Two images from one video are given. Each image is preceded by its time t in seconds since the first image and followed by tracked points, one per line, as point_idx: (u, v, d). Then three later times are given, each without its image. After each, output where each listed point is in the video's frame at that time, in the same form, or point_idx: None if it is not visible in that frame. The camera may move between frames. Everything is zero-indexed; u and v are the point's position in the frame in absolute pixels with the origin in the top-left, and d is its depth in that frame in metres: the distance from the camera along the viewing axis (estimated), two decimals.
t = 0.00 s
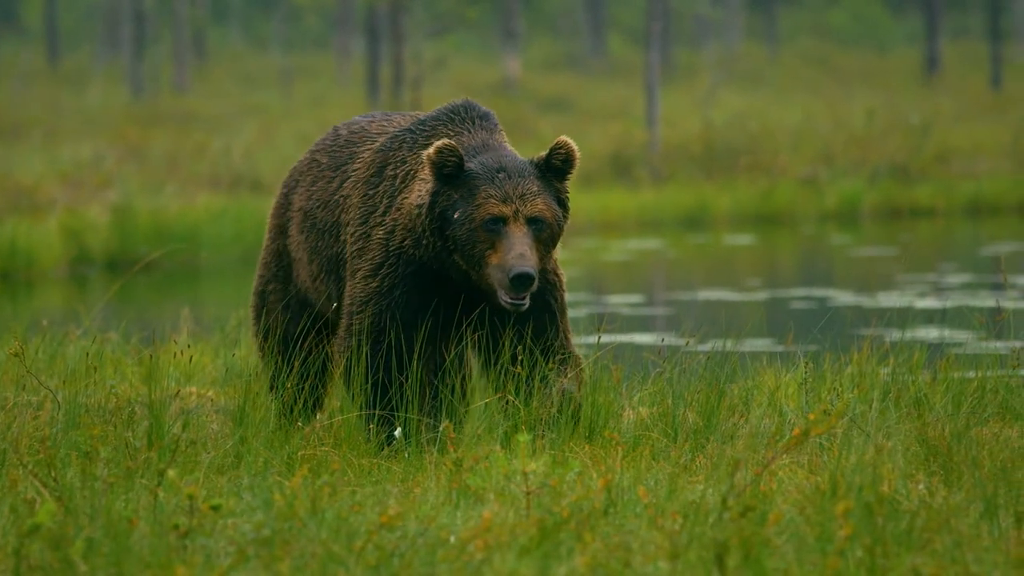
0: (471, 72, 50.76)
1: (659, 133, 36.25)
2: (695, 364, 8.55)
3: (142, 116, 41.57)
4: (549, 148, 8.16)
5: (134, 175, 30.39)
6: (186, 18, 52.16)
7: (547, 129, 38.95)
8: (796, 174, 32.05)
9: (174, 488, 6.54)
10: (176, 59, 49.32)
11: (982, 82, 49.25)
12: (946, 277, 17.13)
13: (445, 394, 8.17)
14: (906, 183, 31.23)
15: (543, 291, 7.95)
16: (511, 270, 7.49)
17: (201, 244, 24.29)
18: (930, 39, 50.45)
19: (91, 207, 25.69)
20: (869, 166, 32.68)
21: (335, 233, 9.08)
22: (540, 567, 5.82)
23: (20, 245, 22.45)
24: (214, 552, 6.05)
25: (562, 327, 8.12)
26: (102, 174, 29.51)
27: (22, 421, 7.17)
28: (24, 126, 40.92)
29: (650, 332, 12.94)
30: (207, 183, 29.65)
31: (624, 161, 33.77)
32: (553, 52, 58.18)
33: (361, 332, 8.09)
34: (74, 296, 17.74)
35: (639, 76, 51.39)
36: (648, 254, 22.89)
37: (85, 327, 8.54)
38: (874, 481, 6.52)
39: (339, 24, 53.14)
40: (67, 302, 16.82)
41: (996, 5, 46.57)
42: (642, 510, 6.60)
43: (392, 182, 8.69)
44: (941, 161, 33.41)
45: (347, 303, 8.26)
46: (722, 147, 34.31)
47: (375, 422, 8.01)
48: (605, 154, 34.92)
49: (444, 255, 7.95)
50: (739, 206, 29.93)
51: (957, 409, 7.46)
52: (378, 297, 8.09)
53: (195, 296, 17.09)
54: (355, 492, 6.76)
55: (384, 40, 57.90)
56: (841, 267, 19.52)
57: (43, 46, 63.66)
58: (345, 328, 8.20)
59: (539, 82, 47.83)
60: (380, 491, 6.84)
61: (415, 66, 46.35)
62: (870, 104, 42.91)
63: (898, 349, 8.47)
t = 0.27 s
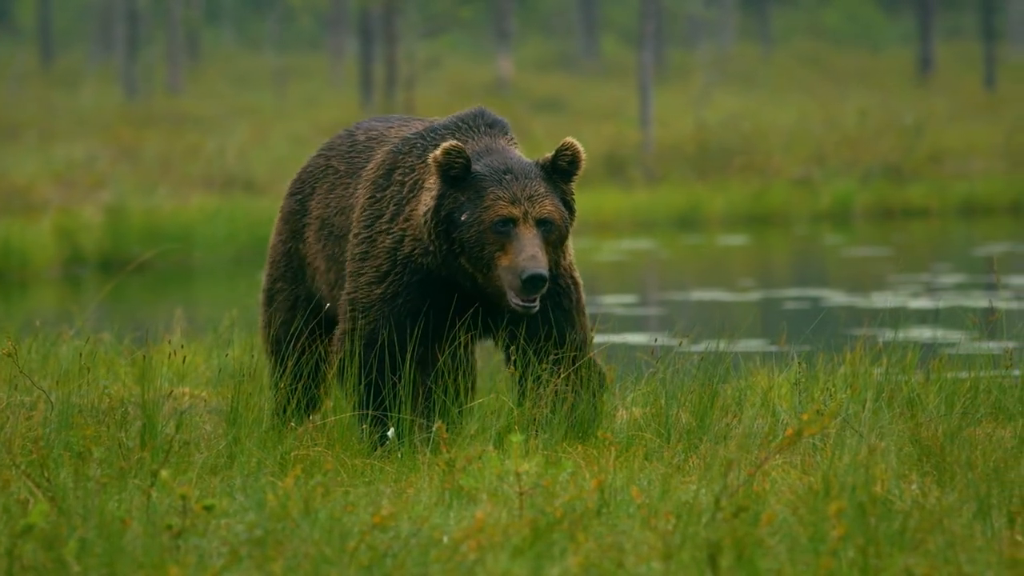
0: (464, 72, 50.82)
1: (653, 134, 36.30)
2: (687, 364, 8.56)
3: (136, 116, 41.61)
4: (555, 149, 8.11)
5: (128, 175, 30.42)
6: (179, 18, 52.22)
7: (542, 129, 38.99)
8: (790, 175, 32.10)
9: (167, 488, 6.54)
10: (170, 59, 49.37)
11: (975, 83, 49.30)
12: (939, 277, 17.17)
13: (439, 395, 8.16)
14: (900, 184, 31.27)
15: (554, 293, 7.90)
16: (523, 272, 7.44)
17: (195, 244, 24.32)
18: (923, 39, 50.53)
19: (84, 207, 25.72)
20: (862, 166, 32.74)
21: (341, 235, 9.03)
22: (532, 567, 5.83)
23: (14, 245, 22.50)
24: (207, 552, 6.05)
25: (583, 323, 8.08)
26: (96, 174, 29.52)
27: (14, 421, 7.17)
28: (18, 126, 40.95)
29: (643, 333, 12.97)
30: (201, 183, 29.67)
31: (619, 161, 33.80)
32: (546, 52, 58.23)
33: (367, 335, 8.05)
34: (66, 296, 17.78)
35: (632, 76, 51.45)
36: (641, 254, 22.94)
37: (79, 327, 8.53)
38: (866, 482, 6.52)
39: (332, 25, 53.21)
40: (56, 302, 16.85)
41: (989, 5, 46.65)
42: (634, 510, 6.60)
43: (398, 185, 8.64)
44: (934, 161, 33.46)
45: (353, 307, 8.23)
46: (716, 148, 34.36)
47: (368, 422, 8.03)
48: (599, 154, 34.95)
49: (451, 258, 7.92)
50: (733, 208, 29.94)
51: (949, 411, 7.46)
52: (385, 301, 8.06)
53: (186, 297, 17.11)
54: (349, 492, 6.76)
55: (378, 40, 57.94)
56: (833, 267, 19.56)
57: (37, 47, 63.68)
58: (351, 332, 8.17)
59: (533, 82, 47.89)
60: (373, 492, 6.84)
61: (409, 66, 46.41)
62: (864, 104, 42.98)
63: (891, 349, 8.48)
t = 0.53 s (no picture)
0: (457, 72, 50.91)
1: (646, 134, 36.33)
2: (680, 362, 8.57)
3: (129, 116, 41.61)
4: (561, 153, 8.12)
5: (121, 175, 30.42)
6: (172, 18, 52.24)
7: (536, 130, 39.03)
8: (783, 175, 32.13)
9: (160, 488, 6.53)
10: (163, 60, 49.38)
11: (967, 83, 49.39)
12: (931, 277, 17.21)
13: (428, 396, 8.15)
14: (893, 184, 31.29)
15: (560, 298, 7.90)
16: (535, 278, 7.41)
17: (188, 244, 24.30)
18: (915, 39, 50.62)
19: (77, 207, 25.71)
20: (856, 166, 32.77)
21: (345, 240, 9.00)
22: (524, 567, 5.83)
23: (6, 245, 22.49)
24: (199, 552, 6.06)
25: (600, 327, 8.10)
26: (88, 174, 29.53)
27: (7, 421, 7.16)
28: (11, 126, 40.93)
29: (637, 333, 12.99)
30: (194, 183, 29.67)
31: (612, 160, 33.81)
32: (539, 52, 58.34)
33: (372, 340, 8.03)
34: (56, 297, 17.77)
35: (624, 76, 51.53)
36: (634, 254, 22.98)
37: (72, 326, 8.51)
38: (858, 482, 6.52)
39: (324, 24, 53.25)
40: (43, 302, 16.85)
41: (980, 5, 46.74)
42: (627, 511, 6.61)
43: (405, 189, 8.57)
44: (927, 161, 33.52)
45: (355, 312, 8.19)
46: (710, 148, 34.38)
47: (361, 421, 8.12)
48: (593, 154, 34.98)
49: (457, 264, 7.90)
50: (726, 209, 29.95)
51: (942, 410, 7.45)
52: (389, 306, 8.03)
53: (174, 297, 17.12)
54: (342, 492, 6.76)
55: (370, 40, 57.99)
56: (825, 267, 19.61)
57: (29, 46, 63.64)
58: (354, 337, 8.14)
59: (526, 82, 47.96)
60: (366, 492, 6.83)
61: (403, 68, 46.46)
62: (856, 104, 43.05)
63: (883, 349, 8.49)
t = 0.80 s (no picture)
0: (451, 73, 50.98)
1: (640, 134, 36.35)
2: (673, 363, 8.58)
3: (123, 116, 41.63)
4: (569, 158, 8.06)
5: (115, 175, 30.41)
6: (165, 18, 52.29)
7: (530, 129, 39.05)
8: (776, 175, 32.14)
9: (152, 489, 6.53)
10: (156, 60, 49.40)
11: (960, 83, 49.48)
12: (925, 277, 17.26)
13: (423, 398, 8.12)
14: (886, 184, 31.32)
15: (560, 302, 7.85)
16: (543, 286, 7.35)
17: (181, 244, 24.30)
18: (908, 40, 50.71)
19: (70, 206, 25.71)
20: (848, 166, 32.80)
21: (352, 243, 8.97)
22: (517, 568, 5.84)
23: None
24: (191, 552, 6.05)
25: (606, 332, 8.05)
26: (82, 174, 29.53)
27: None
28: (5, 126, 40.91)
29: (629, 334, 13.02)
30: (187, 183, 29.66)
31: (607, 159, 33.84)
32: (533, 53, 58.45)
33: (377, 345, 8.02)
34: (48, 297, 17.80)
35: (617, 76, 51.62)
36: (627, 254, 23.02)
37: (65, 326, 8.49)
38: (851, 482, 6.53)
39: (318, 26, 53.36)
40: (34, 303, 16.87)
41: (973, 6, 46.80)
42: (620, 510, 6.61)
43: (410, 193, 8.53)
44: (920, 161, 33.56)
45: (360, 317, 8.16)
46: (703, 148, 34.41)
47: (354, 422, 8.11)
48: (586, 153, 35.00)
49: (463, 270, 7.86)
50: (720, 208, 29.97)
51: (936, 410, 7.45)
52: (395, 313, 8.01)
53: (168, 299, 17.15)
54: (335, 492, 6.75)
55: (364, 41, 58.05)
56: (819, 267, 19.65)
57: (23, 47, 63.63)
58: (358, 341, 8.12)
59: (519, 82, 48.02)
60: (359, 492, 6.83)
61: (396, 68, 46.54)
62: (849, 104, 43.10)
63: (877, 349, 8.50)
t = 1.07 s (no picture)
0: (442, 73, 50.92)
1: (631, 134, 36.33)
2: (663, 363, 8.58)
3: (114, 116, 41.59)
4: (583, 164, 8.05)
5: (106, 175, 30.37)
6: (157, 18, 52.22)
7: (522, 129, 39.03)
8: (769, 175, 32.13)
9: (143, 489, 6.53)
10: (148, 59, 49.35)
11: (952, 83, 49.45)
12: (917, 277, 17.26)
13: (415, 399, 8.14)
14: (877, 183, 31.27)
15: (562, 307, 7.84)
16: (555, 294, 7.32)
17: (171, 245, 24.27)
18: (900, 39, 50.65)
19: (60, 206, 25.67)
20: (840, 165, 32.80)
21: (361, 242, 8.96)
22: (508, 567, 5.84)
23: None
24: (183, 552, 6.06)
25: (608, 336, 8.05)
26: (73, 174, 29.43)
27: None
28: None
29: (621, 334, 13.03)
30: (177, 182, 29.55)
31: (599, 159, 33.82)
32: (526, 53, 58.37)
33: (379, 346, 8.02)
34: (38, 297, 17.79)
35: (608, 76, 51.51)
36: (618, 254, 23.01)
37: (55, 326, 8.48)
38: (842, 482, 6.53)
39: (309, 25, 53.28)
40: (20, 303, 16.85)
41: (965, 6, 46.79)
42: (611, 511, 6.62)
43: (419, 193, 8.52)
44: (911, 162, 33.55)
45: (366, 316, 8.15)
46: (694, 149, 34.40)
47: (344, 421, 8.12)
48: (578, 152, 34.98)
49: (472, 274, 7.85)
50: (712, 209, 29.95)
51: (926, 411, 7.45)
52: (401, 313, 8.00)
53: (157, 299, 17.15)
54: (327, 492, 6.75)
55: (355, 41, 57.96)
56: (811, 267, 19.66)
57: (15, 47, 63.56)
58: (364, 339, 8.11)
59: (510, 82, 47.99)
60: (350, 492, 6.83)
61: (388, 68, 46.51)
62: (840, 104, 43.09)
63: (868, 350, 8.52)
